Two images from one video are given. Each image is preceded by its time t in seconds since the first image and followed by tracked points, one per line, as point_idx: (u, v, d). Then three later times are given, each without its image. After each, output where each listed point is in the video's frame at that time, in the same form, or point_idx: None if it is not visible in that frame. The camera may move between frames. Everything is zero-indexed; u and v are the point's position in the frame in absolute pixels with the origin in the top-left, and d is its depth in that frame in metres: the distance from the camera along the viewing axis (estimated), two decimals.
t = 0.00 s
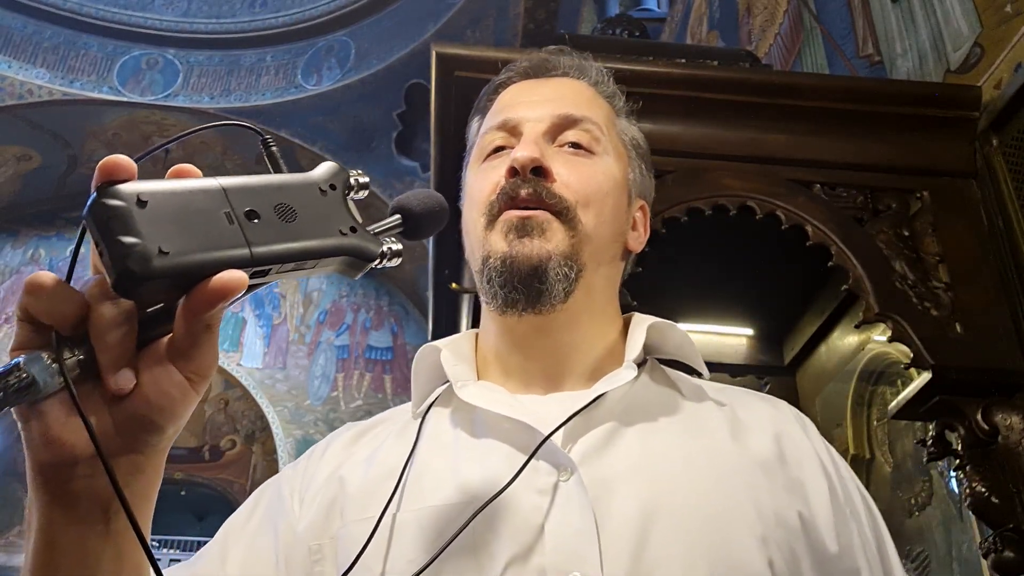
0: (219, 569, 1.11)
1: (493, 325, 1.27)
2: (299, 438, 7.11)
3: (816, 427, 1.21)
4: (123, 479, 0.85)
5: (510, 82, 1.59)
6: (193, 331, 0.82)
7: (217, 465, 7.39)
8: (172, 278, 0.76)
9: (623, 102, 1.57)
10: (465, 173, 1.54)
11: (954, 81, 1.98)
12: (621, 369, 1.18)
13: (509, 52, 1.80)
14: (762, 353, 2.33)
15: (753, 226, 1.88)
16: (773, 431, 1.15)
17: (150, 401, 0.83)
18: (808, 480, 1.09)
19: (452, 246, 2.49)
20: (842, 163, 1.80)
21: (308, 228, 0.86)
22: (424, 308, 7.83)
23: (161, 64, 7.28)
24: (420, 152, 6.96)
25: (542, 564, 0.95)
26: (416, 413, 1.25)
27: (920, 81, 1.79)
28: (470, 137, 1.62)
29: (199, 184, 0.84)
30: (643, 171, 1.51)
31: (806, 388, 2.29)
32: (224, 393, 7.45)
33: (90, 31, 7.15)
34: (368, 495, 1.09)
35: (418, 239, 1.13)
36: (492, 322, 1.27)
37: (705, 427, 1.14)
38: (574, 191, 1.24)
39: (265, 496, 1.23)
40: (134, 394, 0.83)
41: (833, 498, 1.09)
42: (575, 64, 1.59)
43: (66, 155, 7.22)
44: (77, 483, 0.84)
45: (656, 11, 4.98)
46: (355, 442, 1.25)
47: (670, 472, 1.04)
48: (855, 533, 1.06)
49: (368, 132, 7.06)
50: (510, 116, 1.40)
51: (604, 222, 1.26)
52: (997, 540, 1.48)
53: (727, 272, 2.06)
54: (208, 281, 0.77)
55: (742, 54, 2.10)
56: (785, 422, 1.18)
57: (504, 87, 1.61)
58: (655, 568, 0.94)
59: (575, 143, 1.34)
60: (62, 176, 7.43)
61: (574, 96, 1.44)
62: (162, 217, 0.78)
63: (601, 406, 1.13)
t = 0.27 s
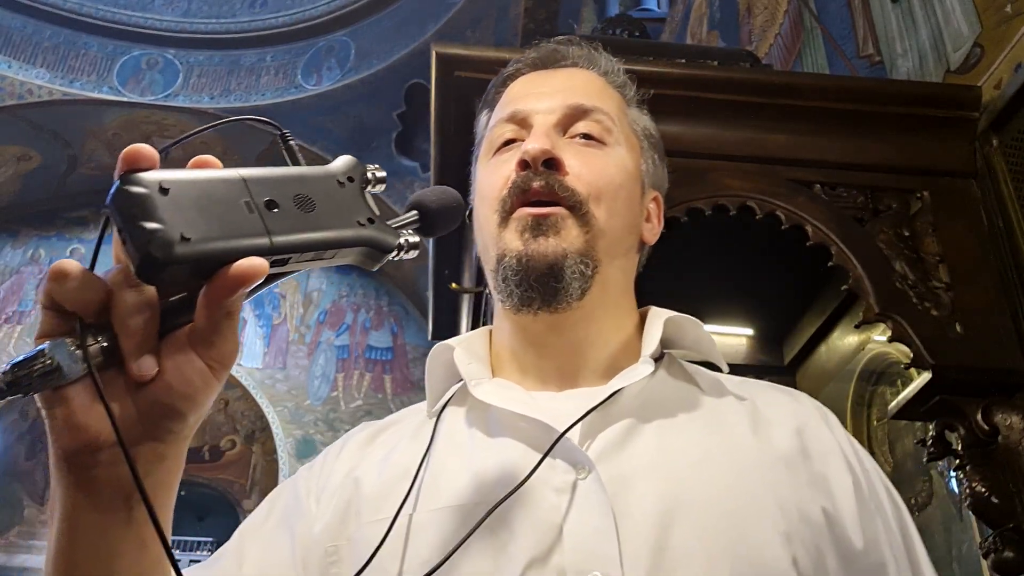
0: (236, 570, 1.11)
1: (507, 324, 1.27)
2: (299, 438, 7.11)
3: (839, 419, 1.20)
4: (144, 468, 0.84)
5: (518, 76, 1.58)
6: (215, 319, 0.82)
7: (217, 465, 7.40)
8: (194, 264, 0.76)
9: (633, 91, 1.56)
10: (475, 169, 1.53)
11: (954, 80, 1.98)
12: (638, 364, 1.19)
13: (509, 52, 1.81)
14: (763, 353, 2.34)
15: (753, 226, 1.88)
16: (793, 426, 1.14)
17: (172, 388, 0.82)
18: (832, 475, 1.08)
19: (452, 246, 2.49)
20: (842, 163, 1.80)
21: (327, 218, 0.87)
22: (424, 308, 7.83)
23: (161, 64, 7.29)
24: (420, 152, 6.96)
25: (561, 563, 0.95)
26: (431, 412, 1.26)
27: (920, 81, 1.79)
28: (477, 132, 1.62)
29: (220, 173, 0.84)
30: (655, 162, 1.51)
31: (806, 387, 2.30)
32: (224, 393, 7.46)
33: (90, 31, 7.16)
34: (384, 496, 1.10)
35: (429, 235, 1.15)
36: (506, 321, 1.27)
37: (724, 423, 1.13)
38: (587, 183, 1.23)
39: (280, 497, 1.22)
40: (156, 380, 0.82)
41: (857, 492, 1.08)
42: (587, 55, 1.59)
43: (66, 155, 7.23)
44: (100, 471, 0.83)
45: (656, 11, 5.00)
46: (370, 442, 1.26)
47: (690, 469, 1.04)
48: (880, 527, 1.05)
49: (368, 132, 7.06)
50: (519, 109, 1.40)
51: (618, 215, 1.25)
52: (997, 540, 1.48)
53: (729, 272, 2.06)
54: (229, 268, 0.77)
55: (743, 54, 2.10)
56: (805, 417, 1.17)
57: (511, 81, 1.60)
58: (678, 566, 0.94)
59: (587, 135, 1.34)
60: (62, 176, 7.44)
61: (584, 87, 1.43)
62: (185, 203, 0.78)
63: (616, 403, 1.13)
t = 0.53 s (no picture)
0: (257, 570, 1.11)
1: (526, 322, 1.25)
2: (299, 438, 7.10)
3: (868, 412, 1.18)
4: (166, 458, 0.85)
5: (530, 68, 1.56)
6: (235, 309, 0.82)
7: (217, 466, 7.41)
8: (213, 253, 0.76)
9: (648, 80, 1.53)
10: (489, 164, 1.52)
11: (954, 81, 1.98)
12: (660, 359, 1.17)
13: (509, 52, 1.80)
14: (764, 353, 2.34)
15: (753, 226, 1.88)
16: (820, 419, 1.12)
17: (193, 378, 0.83)
18: (862, 469, 1.06)
19: (452, 246, 2.50)
20: (843, 163, 1.80)
21: (345, 209, 0.87)
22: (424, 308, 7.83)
23: (162, 64, 7.29)
24: (419, 152, 6.95)
25: (582, 562, 0.94)
26: (451, 411, 1.25)
27: (920, 81, 1.79)
28: (489, 129, 1.60)
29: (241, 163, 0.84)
30: (672, 152, 1.48)
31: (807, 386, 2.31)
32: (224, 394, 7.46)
33: (90, 31, 7.18)
34: (404, 496, 1.10)
35: (450, 230, 1.15)
36: (525, 318, 1.26)
37: (750, 417, 1.11)
38: (602, 174, 1.20)
39: (301, 500, 1.22)
40: (178, 370, 0.83)
41: (888, 487, 1.06)
42: (598, 44, 1.55)
43: (66, 154, 7.25)
44: (125, 462, 0.85)
45: (656, 11, 5.02)
46: (390, 442, 1.25)
47: (715, 464, 1.02)
48: (912, 521, 1.03)
49: (368, 132, 7.05)
50: (532, 102, 1.38)
51: (635, 206, 1.22)
52: (997, 540, 1.48)
53: (732, 274, 2.06)
54: (250, 256, 0.77)
55: (743, 54, 2.10)
56: (833, 410, 1.15)
57: (523, 73, 1.57)
58: (706, 564, 0.92)
59: (600, 126, 1.31)
60: (62, 176, 7.45)
61: (595, 77, 1.40)
62: (206, 193, 0.78)
63: (637, 399, 1.12)
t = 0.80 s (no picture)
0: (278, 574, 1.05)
1: (544, 319, 1.18)
2: (299, 438, 7.11)
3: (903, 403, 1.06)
4: (181, 452, 0.85)
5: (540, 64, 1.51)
6: (246, 305, 0.81)
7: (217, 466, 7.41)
8: (221, 245, 0.75)
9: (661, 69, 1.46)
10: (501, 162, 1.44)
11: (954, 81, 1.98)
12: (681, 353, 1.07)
13: (510, 52, 1.80)
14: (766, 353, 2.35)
15: (753, 226, 1.88)
16: (850, 412, 1.01)
17: (206, 371, 0.83)
18: (895, 462, 0.95)
19: (452, 245, 2.50)
20: (843, 163, 1.80)
21: (355, 198, 0.85)
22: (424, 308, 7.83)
23: (161, 64, 7.29)
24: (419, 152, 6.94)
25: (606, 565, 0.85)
26: (472, 412, 1.17)
27: (921, 81, 1.79)
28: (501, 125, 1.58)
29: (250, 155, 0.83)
30: (688, 141, 1.40)
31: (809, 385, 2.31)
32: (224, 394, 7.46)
33: (90, 31, 7.18)
34: (423, 497, 1.03)
35: (467, 216, 1.12)
36: (543, 316, 1.18)
37: (776, 410, 1.01)
38: (616, 166, 1.12)
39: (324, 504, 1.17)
40: (190, 363, 0.82)
41: (922, 481, 0.94)
42: (607, 34, 1.50)
43: (66, 155, 7.26)
44: (142, 454, 0.84)
45: (656, 10, 5.07)
46: (411, 445, 1.19)
47: (735, 457, 0.92)
48: (948, 515, 0.93)
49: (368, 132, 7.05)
50: (542, 96, 1.30)
51: (652, 198, 1.14)
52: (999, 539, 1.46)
53: (734, 276, 2.06)
54: (256, 247, 0.76)
55: (743, 54, 2.10)
56: (864, 402, 1.04)
57: (533, 68, 1.54)
58: (726, 567, 0.83)
59: (614, 119, 1.23)
60: (62, 176, 7.47)
61: (606, 69, 1.32)
62: (212, 185, 0.77)
63: (659, 395, 1.02)
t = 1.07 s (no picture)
0: None
1: (560, 314, 1.16)
2: (300, 438, 7.13)
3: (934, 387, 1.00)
4: (193, 453, 0.85)
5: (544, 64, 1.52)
6: (250, 302, 0.81)
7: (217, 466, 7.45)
8: (222, 244, 0.75)
9: (665, 60, 1.46)
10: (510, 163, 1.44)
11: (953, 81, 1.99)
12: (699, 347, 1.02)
13: (509, 52, 1.80)
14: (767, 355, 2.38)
15: (754, 228, 1.89)
16: (876, 400, 0.96)
17: (212, 370, 0.82)
18: (926, 450, 0.89)
19: (452, 245, 2.50)
20: (842, 163, 1.80)
21: (358, 194, 0.84)
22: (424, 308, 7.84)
23: (161, 64, 7.29)
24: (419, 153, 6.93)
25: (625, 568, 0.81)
26: (490, 418, 1.16)
27: (919, 81, 1.79)
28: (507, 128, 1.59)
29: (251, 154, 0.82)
30: (697, 132, 1.39)
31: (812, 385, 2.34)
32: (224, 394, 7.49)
33: (89, 31, 7.17)
34: (441, 502, 1.02)
35: (478, 212, 1.11)
36: (559, 311, 1.16)
37: (797, 401, 0.96)
38: (623, 156, 1.10)
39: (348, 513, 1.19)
40: (197, 362, 0.82)
41: (955, 467, 0.89)
42: (608, 30, 1.52)
43: (66, 155, 7.32)
44: (152, 454, 0.84)
45: (656, 11, 5.04)
46: (430, 451, 1.19)
47: (754, 453, 0.88)
48: (986, 501, 0.86)
49: (368, 133, 7.04)
50: (548, 95, 1.30)
51: (661, 187, 1.12)
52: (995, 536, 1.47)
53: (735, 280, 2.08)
54: (257, 243, 0.76)
55: (743, 54, 2.10)
56: (892, 388, 0.98)
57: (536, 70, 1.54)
58: (748, 566, 0.78)
59: (619, 112, 1.21)
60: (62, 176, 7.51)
61: (611, 64, 1.31)
62: (212, 182, 0.76)
63: (678, 389, 0.97)
